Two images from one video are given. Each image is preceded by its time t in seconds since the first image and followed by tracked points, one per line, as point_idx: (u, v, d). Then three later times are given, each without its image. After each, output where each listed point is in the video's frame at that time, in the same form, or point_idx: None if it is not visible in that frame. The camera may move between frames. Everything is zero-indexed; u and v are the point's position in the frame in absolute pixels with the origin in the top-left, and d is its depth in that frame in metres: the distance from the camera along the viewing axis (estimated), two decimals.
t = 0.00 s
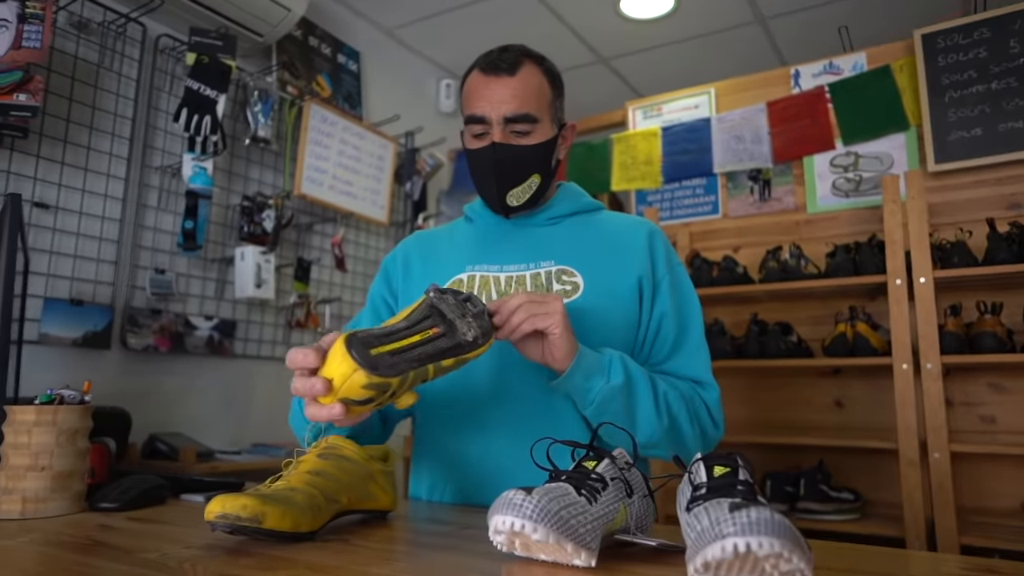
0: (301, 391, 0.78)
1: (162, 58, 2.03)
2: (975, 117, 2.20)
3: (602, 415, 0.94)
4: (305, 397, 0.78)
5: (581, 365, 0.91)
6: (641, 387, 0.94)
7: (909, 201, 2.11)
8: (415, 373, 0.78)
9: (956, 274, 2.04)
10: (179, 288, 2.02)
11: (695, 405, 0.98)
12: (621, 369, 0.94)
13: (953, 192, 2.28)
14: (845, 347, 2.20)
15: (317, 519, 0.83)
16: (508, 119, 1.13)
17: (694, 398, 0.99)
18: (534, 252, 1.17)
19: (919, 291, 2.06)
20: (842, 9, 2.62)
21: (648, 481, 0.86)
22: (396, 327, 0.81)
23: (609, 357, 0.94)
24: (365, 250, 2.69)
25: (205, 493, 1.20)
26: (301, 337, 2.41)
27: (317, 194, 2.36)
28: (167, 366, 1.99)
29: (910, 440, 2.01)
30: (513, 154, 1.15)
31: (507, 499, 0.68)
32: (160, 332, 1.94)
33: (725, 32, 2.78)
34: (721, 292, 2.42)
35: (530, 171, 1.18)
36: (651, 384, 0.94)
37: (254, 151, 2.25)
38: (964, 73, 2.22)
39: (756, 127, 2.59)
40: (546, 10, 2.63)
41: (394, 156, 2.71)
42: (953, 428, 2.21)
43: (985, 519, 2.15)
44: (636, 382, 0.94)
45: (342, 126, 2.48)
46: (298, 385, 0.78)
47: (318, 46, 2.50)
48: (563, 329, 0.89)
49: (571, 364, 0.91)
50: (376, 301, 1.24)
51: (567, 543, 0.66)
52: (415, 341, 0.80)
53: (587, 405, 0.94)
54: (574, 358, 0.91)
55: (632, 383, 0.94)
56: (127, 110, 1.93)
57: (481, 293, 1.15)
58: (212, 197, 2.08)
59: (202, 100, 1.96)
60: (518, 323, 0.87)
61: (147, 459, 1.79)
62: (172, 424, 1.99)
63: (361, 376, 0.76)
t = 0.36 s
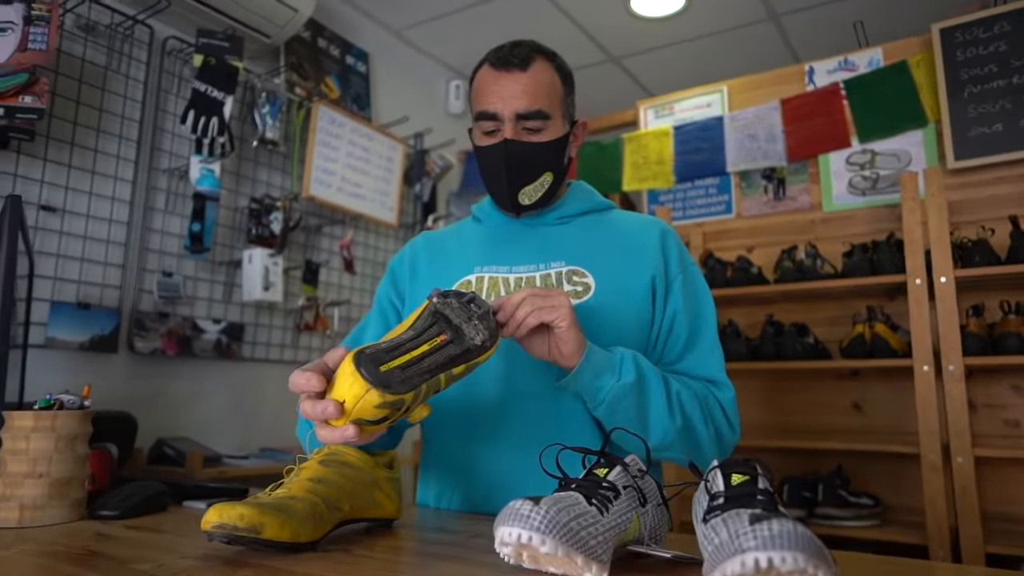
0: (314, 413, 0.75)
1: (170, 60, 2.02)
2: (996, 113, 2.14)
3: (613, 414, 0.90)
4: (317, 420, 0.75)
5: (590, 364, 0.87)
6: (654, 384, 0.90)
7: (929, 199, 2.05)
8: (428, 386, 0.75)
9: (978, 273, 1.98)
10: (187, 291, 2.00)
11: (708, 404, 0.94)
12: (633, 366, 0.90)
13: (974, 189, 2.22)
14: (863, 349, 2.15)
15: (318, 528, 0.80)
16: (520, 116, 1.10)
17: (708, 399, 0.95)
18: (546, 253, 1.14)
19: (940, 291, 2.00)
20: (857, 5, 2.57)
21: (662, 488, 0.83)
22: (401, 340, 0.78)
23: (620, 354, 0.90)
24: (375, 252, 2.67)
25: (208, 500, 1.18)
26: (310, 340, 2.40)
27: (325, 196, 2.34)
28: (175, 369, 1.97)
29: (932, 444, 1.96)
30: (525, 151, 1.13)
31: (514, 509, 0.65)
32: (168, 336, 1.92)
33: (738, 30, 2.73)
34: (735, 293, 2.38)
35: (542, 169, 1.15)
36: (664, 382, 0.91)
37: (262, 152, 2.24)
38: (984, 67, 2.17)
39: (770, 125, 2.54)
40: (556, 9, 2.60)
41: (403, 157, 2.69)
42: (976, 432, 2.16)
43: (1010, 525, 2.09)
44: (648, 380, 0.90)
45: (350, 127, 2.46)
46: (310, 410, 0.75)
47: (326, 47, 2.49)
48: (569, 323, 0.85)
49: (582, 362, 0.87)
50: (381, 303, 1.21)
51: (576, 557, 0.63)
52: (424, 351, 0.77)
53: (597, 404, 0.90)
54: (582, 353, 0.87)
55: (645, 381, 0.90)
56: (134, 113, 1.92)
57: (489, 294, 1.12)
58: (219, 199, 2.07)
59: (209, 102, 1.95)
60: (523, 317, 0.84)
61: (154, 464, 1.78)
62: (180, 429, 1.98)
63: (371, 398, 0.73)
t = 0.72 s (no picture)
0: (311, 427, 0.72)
1: (177, 63, 2.02)
2: (1016, 109, 2.09)
3: (625, 412, 0.86)
4: (316, 435, 0.72)
5: (602, 356, 0.82)
6: (668, 380, 0.87)
7: (948, 197, 2.01)
8: (428, 384, 0.73)
9: (1000, 273, 1.93)
10: (194, 294, 2.00)
11: (721, 399, 0.91)
12: (649, 361, 0.85)
13: (994, 187, 2.17)
14: (880, 350, 2.11)
15: (319, 535, 0.78)
16: (523, 110, 1.07)
17: (722, 395, 0.92)
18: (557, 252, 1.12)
19: (960, 292, 1.95)
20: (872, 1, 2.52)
21: (675, 495, 0.80)
22: (395, 339, 0.75)
23: (632, 347, 0.86)
24: (384, 255, 2.65)
25: (213, 504, 1.16)
26: (319, 343, 2.38)
27: (333, 198, 2.33)
28: (182, 373, 1.96)
29: (953, 449, 1.91)
30: (529, 146, 1.09)
31: (520, 517, 0.62)
32: (175, 339, 1.91)
33: (750, 28, 2.70)
34: (749, 294, 2.34)
35: (547, 164, 1.12)
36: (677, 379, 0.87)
37: (270, 155, 2.23)
38: (1004, 62, 2.12)
39: (783, 124, 2.51)
40: (565, 9, 2.57)
41: (412, 159, 2.67)
42: (998, 437, 2.10)
43: None
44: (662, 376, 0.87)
45: (358, 129, 2.44)
46: (307, 425, 0.72)
47: (335, 49, 2.48)
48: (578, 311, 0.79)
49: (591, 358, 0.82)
50: (387, 306, 1.19)
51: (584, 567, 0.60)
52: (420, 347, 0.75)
53: (608, 398, 0.85)
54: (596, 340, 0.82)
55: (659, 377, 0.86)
56: (141, 115, 1.92)
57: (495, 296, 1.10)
58: (226, 201, 2.06)
59: (215, 103, 1.94)
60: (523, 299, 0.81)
61: (161, 469, 1.76)
62: (188, 433, 1.97)
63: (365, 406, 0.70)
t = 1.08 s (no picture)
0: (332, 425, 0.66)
1: (182, 61, 2.01)
2: None
3: (646, 402, 0.80)
4: (336, 437, 0.66)
5: (625, 338, 0.77)
6: (692, 371, 0.82)
7: (966, 190, 1.96)
8: (450, 363, 0.67)
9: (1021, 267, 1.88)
10: (201, 293, 1.98)
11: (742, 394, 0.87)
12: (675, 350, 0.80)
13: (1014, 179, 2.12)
14: (897, 347, 2.06)
15: (321, 537, 0.75)
16: (528, 96, 1.05)
17: (741, 388, 0.88)
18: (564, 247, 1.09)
19: (979, 286, 1.91)
20: None
21: (688, 495, 0.77)
22: (420, 318, 0.71)
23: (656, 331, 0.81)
24: (392, 254, 2.64)
25: (217, 505, 1.14)
26: (327, 343, 2.37)
27: (340, 197, 2.31)
28: (189, 373, 1.95)
29: (973, 447, 1.86)
30: (533, 133, 1.07)
31: (526, 518, 0.59)
32: (182, 339, 1.90)
33: (760, 21, 2.66)
34: (762, 291, 2.30)
35: (552, 152, 1.09)
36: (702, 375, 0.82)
37: (276, 153, 2.22)
38: None
39: (795, 118, 2.47)
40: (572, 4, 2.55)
41: (420, 157, 2.65)
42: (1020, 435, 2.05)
43: None
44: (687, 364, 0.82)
45: (365, 127, 2.43)
46: (326, 429, 0.66)
47: (341, 46, 2.46)
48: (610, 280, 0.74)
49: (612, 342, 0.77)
50: (391, 305, 1.17)
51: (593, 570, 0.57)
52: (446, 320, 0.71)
53: (628, 387, 0.80)
54: (624, 320, 0.77)
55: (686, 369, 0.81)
56: (147, 114, 1.91)
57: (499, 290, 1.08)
58: (232, 200, 2.05)
59: (220, 101, 1.93)
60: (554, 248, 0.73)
61: (167, 470, 1.75)
62: (195, 434, 1.95)
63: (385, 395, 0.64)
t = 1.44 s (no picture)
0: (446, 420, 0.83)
1: (172, 54, 1.98)
2: None
3: (661, 373, 0.72)
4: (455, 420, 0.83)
5: (640, 310, 0.66)
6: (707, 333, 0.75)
7: (966, 184, 1.93)
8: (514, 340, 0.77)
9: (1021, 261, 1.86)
10: (192, 289, 1.96)
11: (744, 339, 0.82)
12: (689, 318, 0.71)
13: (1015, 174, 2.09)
14: (896, 343, 2.04)
15: (302, 536, 0.73)
16: (531, 85, 1.04)
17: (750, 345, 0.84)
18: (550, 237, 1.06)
19: (979, 282, 1.89)
20: None
21: (681, 492, 0.74)
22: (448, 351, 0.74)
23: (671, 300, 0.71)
24: (386, 250, 2.61)
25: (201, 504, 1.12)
26: (320, 340, 2.34)
27: (333, 192, 2.28)
28: (180, 370, 1.92)
29: (973, 445, 1.84)
30: (537, 122, 1.05)
31: (510, 517, 0.57)
32: (172, 336, 1.87)
33: (759, 15, 2.63)
34: (759, 287, 2.28)
35: (555, 143, 1.07)
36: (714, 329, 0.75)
37: (268, 148, 2.19)
38: None
39: (793, 113, 2.44)
40: None
41: (414, 152, 2.62)
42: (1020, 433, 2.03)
43: None
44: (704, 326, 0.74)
45: (359, 122, 2.40)
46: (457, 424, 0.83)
47: (334, 40, 2.44)
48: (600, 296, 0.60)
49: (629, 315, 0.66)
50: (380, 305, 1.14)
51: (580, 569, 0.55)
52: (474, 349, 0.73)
53: (635, 363, 0.71)
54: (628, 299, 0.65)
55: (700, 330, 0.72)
56: (136, 107, 1.88)
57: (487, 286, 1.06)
58: (223, 195, 2.02)
59: (210, 94, 1.90)
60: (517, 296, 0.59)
61: (156, 468, 1.72)
62: (185, 432, 1.93)
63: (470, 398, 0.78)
